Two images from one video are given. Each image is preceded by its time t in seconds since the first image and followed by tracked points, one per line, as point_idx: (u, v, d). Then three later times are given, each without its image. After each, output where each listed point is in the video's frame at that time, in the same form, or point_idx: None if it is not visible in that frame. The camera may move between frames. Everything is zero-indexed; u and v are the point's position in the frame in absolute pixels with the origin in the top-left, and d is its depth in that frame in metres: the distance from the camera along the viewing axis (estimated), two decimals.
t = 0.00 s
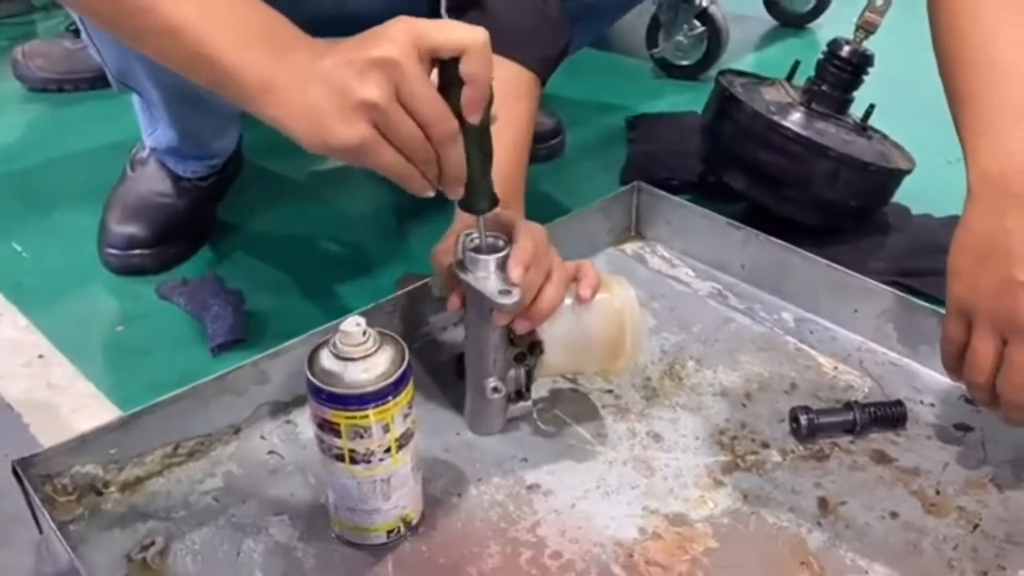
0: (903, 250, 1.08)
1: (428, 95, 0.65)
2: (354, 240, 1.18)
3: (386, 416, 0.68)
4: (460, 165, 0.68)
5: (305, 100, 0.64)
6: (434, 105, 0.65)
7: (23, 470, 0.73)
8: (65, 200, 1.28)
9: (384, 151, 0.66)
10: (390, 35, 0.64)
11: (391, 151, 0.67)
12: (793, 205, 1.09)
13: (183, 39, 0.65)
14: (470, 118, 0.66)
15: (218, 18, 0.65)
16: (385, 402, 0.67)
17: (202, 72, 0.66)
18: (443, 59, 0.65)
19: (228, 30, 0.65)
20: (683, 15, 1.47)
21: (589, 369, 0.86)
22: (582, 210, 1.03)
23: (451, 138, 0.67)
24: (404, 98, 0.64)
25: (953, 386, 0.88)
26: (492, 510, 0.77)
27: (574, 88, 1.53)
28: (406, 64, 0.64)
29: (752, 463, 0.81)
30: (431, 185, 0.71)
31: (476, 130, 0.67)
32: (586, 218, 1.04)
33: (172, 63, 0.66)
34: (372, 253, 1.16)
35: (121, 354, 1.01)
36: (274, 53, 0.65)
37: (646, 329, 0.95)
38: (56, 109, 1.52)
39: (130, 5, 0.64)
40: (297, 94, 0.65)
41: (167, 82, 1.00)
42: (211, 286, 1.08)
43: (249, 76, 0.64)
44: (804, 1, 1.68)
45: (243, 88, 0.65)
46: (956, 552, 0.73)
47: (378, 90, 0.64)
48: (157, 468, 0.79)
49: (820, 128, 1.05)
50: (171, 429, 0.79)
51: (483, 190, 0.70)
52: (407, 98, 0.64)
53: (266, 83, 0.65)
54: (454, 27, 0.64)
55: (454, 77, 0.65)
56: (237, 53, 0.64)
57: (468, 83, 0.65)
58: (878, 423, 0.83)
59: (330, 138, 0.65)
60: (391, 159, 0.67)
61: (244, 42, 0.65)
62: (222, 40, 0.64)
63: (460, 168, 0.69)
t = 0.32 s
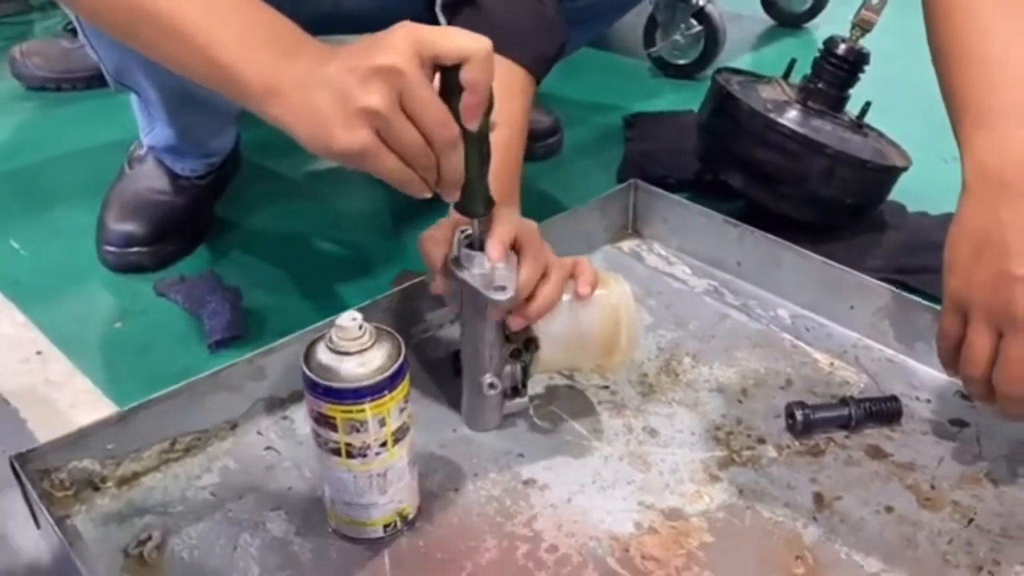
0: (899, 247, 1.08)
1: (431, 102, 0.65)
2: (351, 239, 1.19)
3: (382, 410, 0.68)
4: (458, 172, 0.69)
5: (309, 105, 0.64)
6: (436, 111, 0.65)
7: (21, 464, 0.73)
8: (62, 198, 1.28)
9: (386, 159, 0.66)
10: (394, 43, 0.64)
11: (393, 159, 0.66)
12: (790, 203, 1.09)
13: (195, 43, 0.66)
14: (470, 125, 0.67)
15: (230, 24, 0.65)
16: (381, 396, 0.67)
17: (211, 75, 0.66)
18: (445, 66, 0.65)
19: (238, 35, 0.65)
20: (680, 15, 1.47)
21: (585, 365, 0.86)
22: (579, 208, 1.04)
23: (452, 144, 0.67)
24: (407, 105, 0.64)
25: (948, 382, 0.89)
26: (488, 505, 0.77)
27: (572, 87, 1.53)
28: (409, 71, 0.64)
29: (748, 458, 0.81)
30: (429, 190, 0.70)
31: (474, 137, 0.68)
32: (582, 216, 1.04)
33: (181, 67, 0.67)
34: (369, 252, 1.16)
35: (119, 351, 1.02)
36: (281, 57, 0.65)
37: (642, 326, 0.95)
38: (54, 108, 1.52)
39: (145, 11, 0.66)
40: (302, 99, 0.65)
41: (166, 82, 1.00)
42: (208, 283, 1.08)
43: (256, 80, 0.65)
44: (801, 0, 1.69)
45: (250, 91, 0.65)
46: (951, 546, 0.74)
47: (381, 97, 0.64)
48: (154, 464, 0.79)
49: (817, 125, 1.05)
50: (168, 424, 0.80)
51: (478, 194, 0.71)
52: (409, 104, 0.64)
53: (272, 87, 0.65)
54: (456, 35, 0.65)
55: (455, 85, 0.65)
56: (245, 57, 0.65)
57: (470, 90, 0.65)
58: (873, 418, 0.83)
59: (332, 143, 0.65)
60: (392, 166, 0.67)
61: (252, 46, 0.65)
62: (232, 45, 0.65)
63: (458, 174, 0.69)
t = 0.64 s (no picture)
0: (898, 247, 1.08)
1: (439, 100, 0.64)
2: (350, 238, 1.18)
3: (381, 409, 0.68)
4: (464, 170, 0.69)
5: (316, 101, 0.64)
6: (445, 109, 0.65)
7: (20, 463, 0.73)
8: (61, 198, 1.28)
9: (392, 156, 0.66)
10: (403, 40, 0.64)
11: (400, 156, 0.66)
12: (789, 203, 1.09)
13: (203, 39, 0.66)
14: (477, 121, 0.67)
15: (238, 20, 0.65)
16: (381, 395, 0.67)
17: (219, 70, 0.66)
18: (455, 65, 0.65)
19: (246, 32, 0.65)
20: (679, 15, 1.47)
21: (584, 365, 0.86)
22: (578, 208, 1.04)
23: (458, 143, 0.67)
24: (415, 102, 0.64)
25: (948, 381, 0.88)
26: (488, 505, 0.77)
27: (571, 87, 1.53)
28: (417, 68, 0.64)
29: (747, 458, 0.81)
30: (436, 193, 0.71)
31: (481, 134, 0.68)
32: (581, 215, 1.04)
33: (191, 62, 0.67)
34: (368, 251, 1.16)
35: (118, 350, 1.02)
36: (289, 55, 0.65)
37: (641, 325, 0.95)
38: (52, 109, 1.52)
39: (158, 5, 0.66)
40: (309, 94, 0.64)
41: (164, 79, 1.00)
42: (207, 284, 1.08)
43: (263, 76, 0.64)
44: (800, 1, 1.69)
45: (257, 87, 0.65)
46: (950, 545, 0.74)
47: (390, 94, 0.64)
48: (153, 463, 0.79)
49: (816, 125, 1.05)
50: (167, 424, 0.79)
51: (482, 190, 0.72)
52: (418, 101, 0.64)
53: (280, 83, 0.64)
54: (464, 34, 0.65)
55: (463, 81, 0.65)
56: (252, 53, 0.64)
57: (479, 87, 0.65)
58: (872, 418, 0.83)
59: (339, 140, 0.64)
60: (399, 163, 0.67)
61: (262, 43, 0.65)
62: (240, 41, 0.65)
63: (464, 173, 0.69)
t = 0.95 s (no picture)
0: (897, 253, 1.08)
1: (422, 159, 0.64)
2: (349, 245, 1.19)
3: (381, 417, 0.68)
4: (454, 222, 0.68)
5: (308, 155, 0.65)
6: (430, 166, 0.65)
7: (19, 470, 0.73)
8: (61, 204, 1.28)
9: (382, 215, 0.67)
10: (387, 97, 0.63)
11: (388, 215, 0.67)
12: (788, 209, 1.09)
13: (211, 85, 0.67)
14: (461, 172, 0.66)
15: (244, 68, 0.66)
16: (380, 402, 0.67)
17: (227, 118, 0.68)
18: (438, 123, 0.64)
19: (249, 81, 0.66)
20: (678, 22, 1.48)
21: (583, 371, 0.86)
22: (577, 214, 1.04)
23: (446, 199, 0.66)
24: (399, 165, 0.64)
25: (946, 387, 0.89)
26: (487, 511, 0.77)
27: (571, 93, 1.53)
28: (400, 132, 0.63)
29: (746, 464, 0.81)
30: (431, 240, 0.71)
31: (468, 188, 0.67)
32: (580, 222, 1.04)
33: (205, 107, 0.69)
34: (368, 257, 1.17)
35: (118, 355, 1.02)
36: (286, 105, 0.66)
37: (640, 331, 0.95)
38: (52, 114, 1.52)
39: (172, 52, 0.68)
40: (303, 149, 0.65)
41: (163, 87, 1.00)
42: (207, 290, 1.08)
43: (262, 125, 0.66)
44: (799, 6, 1.70)
45: (258, 135, 0.66)
46: (950, 552, 0.74)
47: (374, 157, 0.64)
48: (153, 470, 0.79)
49: (814, 132, 1.06)
50: (167, 431, 0.79)
51: (476, 225, 0.71)
52: (404, 165, 0.64)
53: (277, 132, 0.65)
54: (448, 90, 0.63)
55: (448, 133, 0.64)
56: (253, 104, 0.66)
57: (459, 143, 0.64)
58: (871, 424, 0.83)
59: (331, 197, 0.65)
60: (391, 223, 0.67)
61: (265, 95, 0.66)
62: (243, 89, 0.66)
63: (454, 224, 0.69)
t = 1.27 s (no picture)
0: (893, 257, 1.09)
1: (430, 105, 0.66)
2: (349, 250, 1.20)
3: (382, 420, 0.69)
4: (458, 176, 0.70)
5: (308, 105, 0.66)
6: (437, 116, 0.67)
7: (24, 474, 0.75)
8: (64, 210, 1.29)
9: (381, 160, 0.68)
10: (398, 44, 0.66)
11: (390, 161, 0.68)
12: (784, 214, 1.10)
13: (194, 47, 0.67)
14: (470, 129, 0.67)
15: (227, 28, 0.67)
16: (381, 405, 0.68)
17: (212, 78, 0.68)
18: (449, 72, 0.67)
19: (241, 40, 0.67)
20: (676, 28, 1.50)
21: (581, 376, 0.87)
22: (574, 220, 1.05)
23: (452, 147, 0.68)
24: (407, 106, 0.66)
25: (941, 391, 0.89)
26: (487, 514, 0.78)
27: (569, 99, 1.55)
28: (408, 74, 0.66)
29: (743, 467, 0.82)
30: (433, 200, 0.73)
31: (475, 143, 0.67)
32: (578, 227, 1.05)
33: (184, 71, 0.69)
34: (367, 263, 1.18)
35: (120, 359, 1.03)
36: (282, 61, 0.67)
37: (639, 336, 0.96)
38: (54, 121, 1.53)
39: (151, 17, 0.68)
40: (303, 99, 0.66)
41: (170, 91, 1.01)
42: (210, 296, 1.09)
43: (256, 81, 0.66)
44: (795, 14, 1.71)
45: (248, 91, 0.67)
46: (944, 553, 0.74)
47: (381, 99, 0.66)
48: (156, 474, 0.80)
49: (810, 138, 1.07)
50: (170, 434, 0.81)
51: (476, 199, 0.70)
52: (412, 108, 0.66)
53: (271, 87, 0.66)
54: (456, 42, 0.67)
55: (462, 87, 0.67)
56: (243, 58, 0.66)
57: (472, 94, 0.66)
58: (867, 427, 0.84)
59: (330, 145, 0.66)
60: (388, 167, 0.68)
61: (257, 52, 0.67)
62: (231, 46, 0.67)
63: (458, 179, 0.70)
